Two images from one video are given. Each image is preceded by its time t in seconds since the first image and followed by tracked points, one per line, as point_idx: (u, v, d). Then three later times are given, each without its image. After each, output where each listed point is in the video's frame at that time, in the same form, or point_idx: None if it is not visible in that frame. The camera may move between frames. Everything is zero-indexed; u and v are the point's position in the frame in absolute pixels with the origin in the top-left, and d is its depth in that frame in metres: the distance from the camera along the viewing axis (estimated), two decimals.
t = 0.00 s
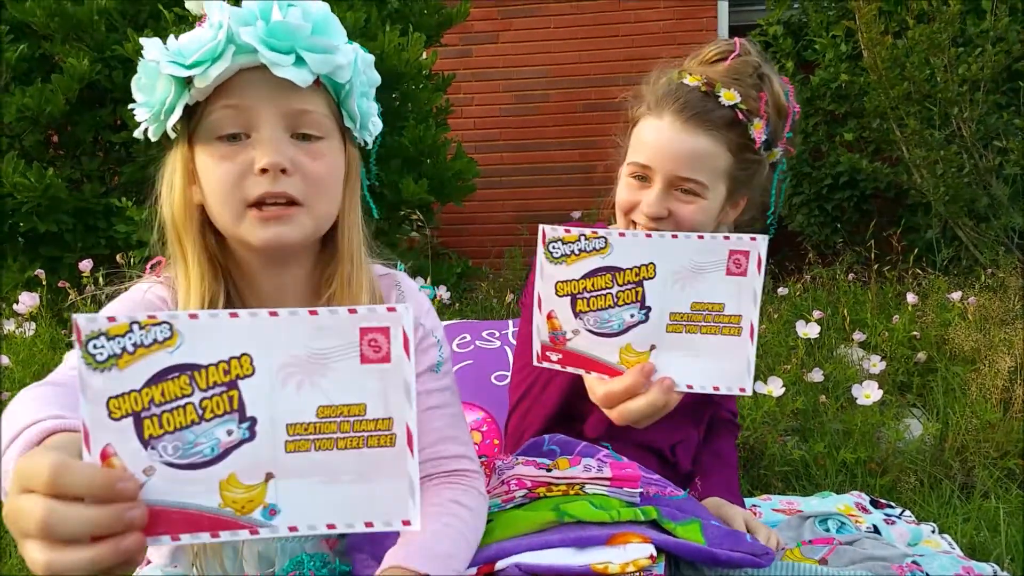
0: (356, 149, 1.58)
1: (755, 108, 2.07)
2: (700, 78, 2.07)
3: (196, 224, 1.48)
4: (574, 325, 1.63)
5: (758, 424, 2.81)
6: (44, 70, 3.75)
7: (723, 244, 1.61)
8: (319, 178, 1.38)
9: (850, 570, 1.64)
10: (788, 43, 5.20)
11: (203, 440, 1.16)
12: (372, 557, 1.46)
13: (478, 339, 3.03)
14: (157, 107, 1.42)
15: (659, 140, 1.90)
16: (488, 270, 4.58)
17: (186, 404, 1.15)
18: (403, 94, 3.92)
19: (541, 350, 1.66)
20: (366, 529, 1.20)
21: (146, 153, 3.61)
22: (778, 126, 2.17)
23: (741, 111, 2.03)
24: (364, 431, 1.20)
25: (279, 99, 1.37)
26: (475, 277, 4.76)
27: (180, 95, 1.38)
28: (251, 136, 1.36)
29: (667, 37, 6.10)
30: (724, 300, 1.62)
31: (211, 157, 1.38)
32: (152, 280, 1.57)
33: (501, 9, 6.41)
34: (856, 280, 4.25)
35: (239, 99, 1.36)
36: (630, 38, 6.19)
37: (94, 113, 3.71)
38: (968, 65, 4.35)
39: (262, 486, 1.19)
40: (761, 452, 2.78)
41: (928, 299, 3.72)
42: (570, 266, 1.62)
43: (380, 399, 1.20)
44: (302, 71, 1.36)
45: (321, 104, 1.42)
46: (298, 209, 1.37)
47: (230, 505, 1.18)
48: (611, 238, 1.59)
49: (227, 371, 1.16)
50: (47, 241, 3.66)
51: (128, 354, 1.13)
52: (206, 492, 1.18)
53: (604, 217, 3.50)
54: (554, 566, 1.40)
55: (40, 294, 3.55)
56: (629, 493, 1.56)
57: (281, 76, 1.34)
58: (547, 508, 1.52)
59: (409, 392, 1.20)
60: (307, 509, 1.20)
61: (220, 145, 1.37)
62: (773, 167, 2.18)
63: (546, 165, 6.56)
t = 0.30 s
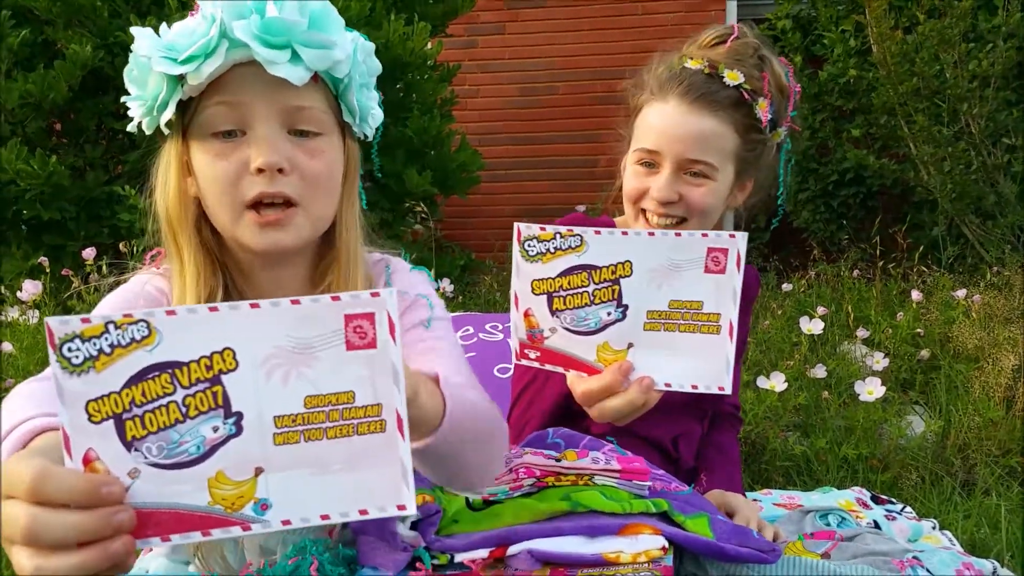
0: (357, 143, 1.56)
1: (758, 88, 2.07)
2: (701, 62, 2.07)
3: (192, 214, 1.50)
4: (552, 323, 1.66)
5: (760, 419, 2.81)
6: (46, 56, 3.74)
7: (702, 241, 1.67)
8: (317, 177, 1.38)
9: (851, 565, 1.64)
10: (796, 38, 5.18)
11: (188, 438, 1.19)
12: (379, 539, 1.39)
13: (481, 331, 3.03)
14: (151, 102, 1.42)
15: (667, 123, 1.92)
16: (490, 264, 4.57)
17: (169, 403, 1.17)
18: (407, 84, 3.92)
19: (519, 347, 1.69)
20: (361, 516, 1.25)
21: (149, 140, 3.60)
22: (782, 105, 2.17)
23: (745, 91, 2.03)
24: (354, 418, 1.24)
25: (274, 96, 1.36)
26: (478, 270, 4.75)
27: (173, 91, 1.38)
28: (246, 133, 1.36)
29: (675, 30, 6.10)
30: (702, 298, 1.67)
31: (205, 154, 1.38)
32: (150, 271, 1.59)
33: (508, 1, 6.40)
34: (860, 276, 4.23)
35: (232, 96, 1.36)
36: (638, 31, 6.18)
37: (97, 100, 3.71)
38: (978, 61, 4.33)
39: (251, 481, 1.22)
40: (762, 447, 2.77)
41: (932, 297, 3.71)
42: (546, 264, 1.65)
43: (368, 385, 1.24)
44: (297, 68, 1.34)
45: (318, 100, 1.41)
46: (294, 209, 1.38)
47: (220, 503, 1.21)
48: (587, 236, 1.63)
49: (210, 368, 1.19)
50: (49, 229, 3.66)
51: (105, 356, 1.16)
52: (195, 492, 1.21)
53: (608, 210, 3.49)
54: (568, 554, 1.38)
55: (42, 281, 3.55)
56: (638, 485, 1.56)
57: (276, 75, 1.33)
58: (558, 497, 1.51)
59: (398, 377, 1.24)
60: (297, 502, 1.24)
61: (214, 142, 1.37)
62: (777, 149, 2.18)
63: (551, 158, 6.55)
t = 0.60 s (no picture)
0: (356, 117, 1.56)
1: (747, 50, 2.09)
2: (688, 31, 2.09)
3: (192, 187, 1.50)
4: (546, 306, 1.65)
5: (763, 405, 2.81)
6: (45, 39, 3.72)
7: (698, 220, 1.63)
8: (316, 152, 1.38)
9: (855, 549, 1.63)
10: (800, 24, 5.14)
11: (171, 395, 1.19)
12: (382, 521, 1.40)
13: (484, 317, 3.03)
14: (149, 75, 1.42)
15: (659, 91, 1.94)
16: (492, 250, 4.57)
17: (151, 359, 1.17)
18: (409, 69, 3.91)
19: (515, 332, 1.69)
20: (346, 470, 1.23)
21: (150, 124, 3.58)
22: (770, 69, 2.18)
23: (734, 53, 2.05)
24: (337, 372, 1.24)
25: (272, 70, 1.35)
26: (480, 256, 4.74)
27: (171, 64, 1.38)
28: (244, 107, 1.35)
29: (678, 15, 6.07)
30: (700, 278, 1.64)
31: (204, 128, 1.38)
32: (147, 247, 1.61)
33: None
34: (864, 264, 4.22)
35: (229, 69, 1.35)
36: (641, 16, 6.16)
37: (98, 83, 3.70)
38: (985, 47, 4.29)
39: (235, 438, 1.22)
40: (765, 433, 2.77)
41: (936, 284, 3.70)
42: (539, 245, 1.62)
43: (351, 339, 1.23)
44: (296, 40, 1.34)
45: (317, 72, 1.41)
46: (294, 183, 1.38)
47: (203, 460, 1.21)
48: (578, 216, 1.60)
49: (194, 323, 1.19)
50: (50, 212, 3.65)
51: (87, 313, 1.15)
52: (177, 449, 1.21)
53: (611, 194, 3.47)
54: (574, 537, 1.38)
55: (44, 264, 3.54)
56: (643, 468, 1.55)
57: (275, 47, 1.32)
58: (563, 480, 1.51)
59: (379, 330, 1.22)
60: (282, 457, 1.23)
61: (212, 116, 1.37)
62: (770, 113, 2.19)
63: (554, 145, 6.53)
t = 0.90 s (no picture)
0: (362, 96, 1.55)
1: (721, 12, 2.08)
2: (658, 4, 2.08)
3: (200, 166, 1.49)
4: (528, 283, 1.59)
5: (761, 394, 2.81)
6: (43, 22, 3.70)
7: (684, 201, 1.58)
8: (325, 119, 1.38)
9: (854, 536, 1.63)
10: (800, 14, 5.12)
11: (152, 344, 1.16)
12: (381, 507, 1.41)
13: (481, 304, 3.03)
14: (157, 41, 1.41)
15: (640, 59, 1.93)
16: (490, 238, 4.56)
17: (131, 308, 1.15)
18: (408, 56, 3.86)
19: (496, 312, 1.62)
20: (327, 420, 1.20)
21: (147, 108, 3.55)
22: (745, 26, 2.17)
23: (707, 15, 2.04)
24: (317, 325, 1.21)
25: (282, 35, 1.35)
26: (478, 243, 4.72)
27: (181, 29, 1.37)
28: (253, 73, 1.36)
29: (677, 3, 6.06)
30: (685, 259, 1.60)
31: (212, 94, 1.37)
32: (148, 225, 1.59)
33: None
34: (862, 254, 4.22)
35: (238, 36, 1.35)
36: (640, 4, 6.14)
37: (95, 67, 3.68)
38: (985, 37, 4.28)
39: (217, 388, 1.19)
40: (763, 421, 2.77)
41: (933, 274, 3.70)
42: (522, 223, 1.56)
43: (332, 292, 1.21)
44: (309, 5, 1.35)
45: (325, 41, 1.41)
46: (300, 148, 1.36)
47: (186, 410, 1.18)
48: (562, 193, 1.54)
49: (173, 273, 1.17)
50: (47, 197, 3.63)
51: (67, 261, 1.13)
52: (159, 399, 1.17)
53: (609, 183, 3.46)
54: (574, 523, 1.38)
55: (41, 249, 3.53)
56: (643, 455, 1.55)
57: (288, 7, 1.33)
58: (564, 466, 1.51)
59: (358, 285, 1.22)
60: (263, 408, 1.20)
61: (222, 81, 1.37)
62: (751, 73, 2.19)
63: (552, 133, 6.52)
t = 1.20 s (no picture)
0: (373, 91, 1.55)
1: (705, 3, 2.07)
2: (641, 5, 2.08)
3: (213, 160, 1.50)
4: (525, 291, 1.54)
5: (766, 396, 2.81)
6: (52, 19, 3.71)
7: (676, 202, 1.58)
8: (340, 112, 1.39)
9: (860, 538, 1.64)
10: (804, 16, 5.11)
11: (183, 318, 1.20)
12: (386, 503, 1.41)
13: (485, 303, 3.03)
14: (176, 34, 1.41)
15: (631, 58, 1.93)
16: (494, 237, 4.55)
17: (164, 283, 1.19)
18: (414, 54, 3.90)
19: (493, 321, 1.57)
20: (350, 397, 1.23)
21: (154, 104, 3.56)
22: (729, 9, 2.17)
23: (692, 8, 2.04)
24: (344, 303, 1.24)
25: (296, 28, 1.36)
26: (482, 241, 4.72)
27: (200, 22, 1.37)
28: (268, 65, 1.36)
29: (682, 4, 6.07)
30: (680, 259, 1.60)
31: (227, 86, 1.38)
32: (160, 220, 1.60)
33: None
34: (867, 255, 4.22)
35: (256, 28, 1.35)
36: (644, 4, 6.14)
37: (103, 63, 3.69)
38: (992, 39, 4.26)
39: (246, 362, 1.23)
40: (767, 423, 2.78)
41: (939, 276, 3.69)
42: (514, 231, 1.52)
43: (358, 270, 1.24)
44: None
45: (337, 34, 1.40)
46: (314, 140, 1.37)
47: (214, 383, 1.22)
48: (555, 200, 1.51)
49: (203, 249, 1.20)
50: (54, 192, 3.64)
51: (102, 236, 1.17)
52: (190, 371, 1.22)
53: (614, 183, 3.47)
54: (579, 521, 1.37)
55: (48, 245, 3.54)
56: (648, 455, 1.55)
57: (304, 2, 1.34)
58: (570, 465, 1.51)
59: (385, 263, 1.25)
60: (291, 381, 1.24)
61: (237, 74, 1.37)
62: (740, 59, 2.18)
63: (556, 133, 6.52)
